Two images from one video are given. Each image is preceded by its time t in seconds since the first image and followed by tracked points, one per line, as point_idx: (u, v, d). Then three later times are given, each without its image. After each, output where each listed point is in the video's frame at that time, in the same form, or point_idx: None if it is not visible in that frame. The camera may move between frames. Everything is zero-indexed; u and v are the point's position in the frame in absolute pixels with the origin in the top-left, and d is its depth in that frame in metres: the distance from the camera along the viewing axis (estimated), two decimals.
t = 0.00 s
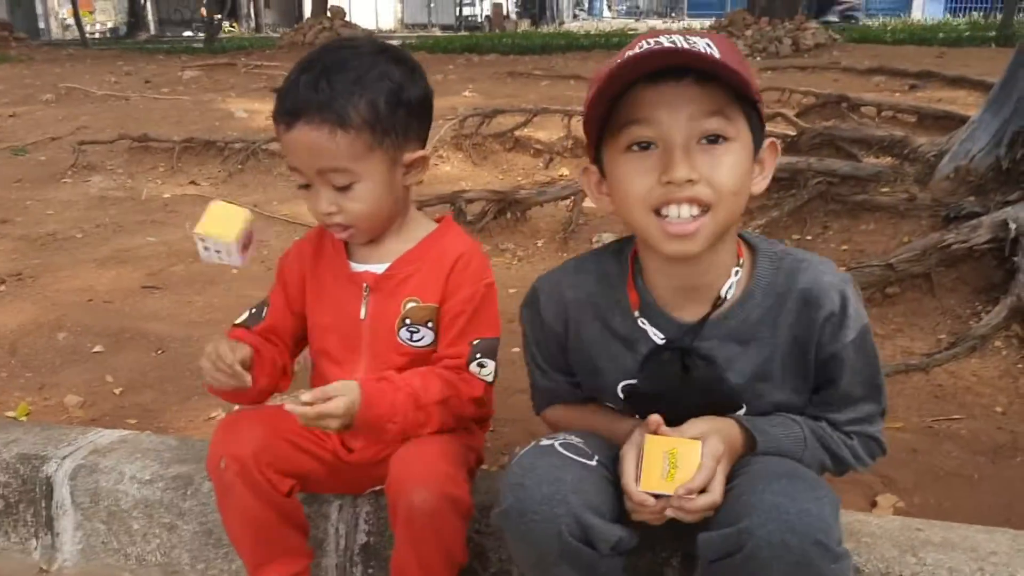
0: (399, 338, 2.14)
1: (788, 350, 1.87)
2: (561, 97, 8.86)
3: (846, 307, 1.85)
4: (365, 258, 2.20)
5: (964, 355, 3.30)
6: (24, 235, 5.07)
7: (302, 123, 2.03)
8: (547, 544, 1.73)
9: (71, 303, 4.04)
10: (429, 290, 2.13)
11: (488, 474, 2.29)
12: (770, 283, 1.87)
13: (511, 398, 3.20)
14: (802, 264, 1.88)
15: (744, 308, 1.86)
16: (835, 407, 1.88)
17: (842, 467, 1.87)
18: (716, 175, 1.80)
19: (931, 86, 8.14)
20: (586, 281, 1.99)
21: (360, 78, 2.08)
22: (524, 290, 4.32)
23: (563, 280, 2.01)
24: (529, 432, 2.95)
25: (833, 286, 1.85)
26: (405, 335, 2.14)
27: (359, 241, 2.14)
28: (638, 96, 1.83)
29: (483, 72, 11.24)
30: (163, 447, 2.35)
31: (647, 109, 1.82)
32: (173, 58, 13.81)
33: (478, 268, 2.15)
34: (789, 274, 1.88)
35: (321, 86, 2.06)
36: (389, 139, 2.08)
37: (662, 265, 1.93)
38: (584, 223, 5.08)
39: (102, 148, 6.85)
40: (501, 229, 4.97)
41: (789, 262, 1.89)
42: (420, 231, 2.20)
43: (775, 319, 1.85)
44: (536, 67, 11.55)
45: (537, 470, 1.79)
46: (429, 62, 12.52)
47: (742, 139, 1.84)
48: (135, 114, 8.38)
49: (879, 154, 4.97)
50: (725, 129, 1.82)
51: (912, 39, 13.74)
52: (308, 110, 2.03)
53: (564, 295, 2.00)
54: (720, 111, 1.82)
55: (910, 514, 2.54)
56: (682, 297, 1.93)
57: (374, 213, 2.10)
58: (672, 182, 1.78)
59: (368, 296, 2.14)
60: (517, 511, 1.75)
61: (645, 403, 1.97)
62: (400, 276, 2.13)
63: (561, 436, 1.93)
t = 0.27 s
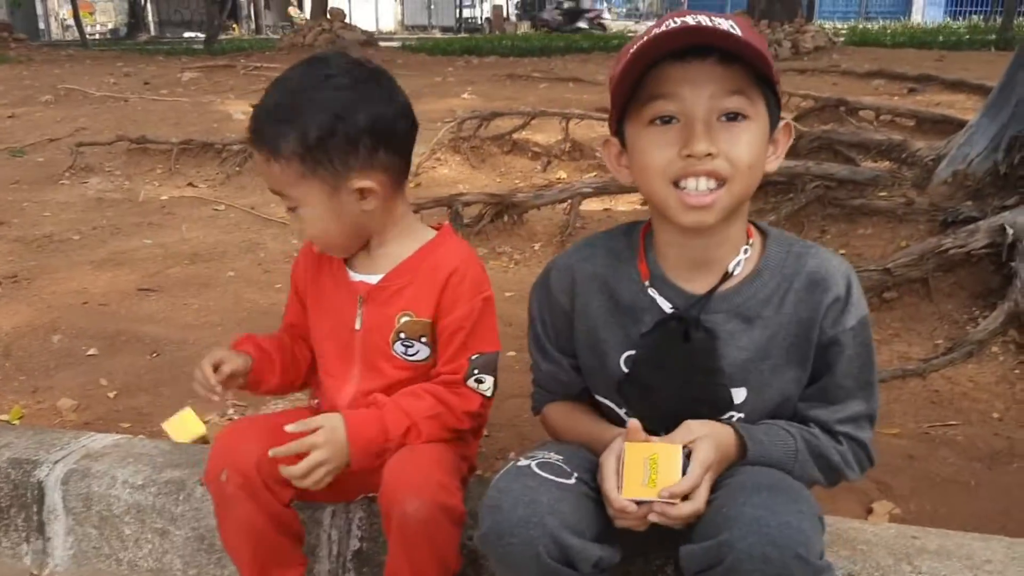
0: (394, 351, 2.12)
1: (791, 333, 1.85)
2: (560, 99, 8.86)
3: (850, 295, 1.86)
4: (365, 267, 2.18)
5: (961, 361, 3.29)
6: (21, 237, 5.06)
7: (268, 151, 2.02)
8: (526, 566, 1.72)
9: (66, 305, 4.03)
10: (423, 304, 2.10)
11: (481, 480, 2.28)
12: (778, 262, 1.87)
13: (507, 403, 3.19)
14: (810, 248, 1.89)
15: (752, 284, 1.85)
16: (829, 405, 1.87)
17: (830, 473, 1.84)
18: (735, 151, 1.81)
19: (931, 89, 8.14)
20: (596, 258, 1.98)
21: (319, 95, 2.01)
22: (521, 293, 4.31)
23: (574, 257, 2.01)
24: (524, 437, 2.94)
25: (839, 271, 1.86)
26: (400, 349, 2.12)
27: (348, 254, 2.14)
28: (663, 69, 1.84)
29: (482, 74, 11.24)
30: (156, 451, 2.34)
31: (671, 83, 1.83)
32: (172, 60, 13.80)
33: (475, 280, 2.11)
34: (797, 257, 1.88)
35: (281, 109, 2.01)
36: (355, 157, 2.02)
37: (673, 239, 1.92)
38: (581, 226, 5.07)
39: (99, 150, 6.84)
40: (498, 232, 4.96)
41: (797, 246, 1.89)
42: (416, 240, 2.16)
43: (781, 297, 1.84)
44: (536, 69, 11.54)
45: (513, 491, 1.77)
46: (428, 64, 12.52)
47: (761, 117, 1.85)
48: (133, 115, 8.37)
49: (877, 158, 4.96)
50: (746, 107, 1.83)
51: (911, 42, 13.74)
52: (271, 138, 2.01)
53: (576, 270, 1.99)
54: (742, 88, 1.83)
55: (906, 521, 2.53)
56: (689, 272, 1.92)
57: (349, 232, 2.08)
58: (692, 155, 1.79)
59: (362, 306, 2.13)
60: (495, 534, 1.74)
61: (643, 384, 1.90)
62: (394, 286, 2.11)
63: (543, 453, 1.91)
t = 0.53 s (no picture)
0: (358, 352, 2.08)
1: (798, 320, 1.82)
2: (561, 102, 8.85)
3: (855, 286, 1.84)
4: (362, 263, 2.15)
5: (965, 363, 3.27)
6: (21, 240, 5.04)
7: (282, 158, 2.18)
8: (524, 570, 1.71)
9: (67, 308, 4.01)
10: (379, 308, 2.03)
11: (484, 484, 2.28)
12: (786, 250, 1.85)
13: (509, 406, 3.18)
14: (817, 240, 1.88)
15: (760, 270, 1.84)
16: (833, 400, 1.84)
17: (834, 472, 1.81)
18: (744, 151, 1.79)
19: (932, 91, 8.13)
20: (607, 249, 1.96)
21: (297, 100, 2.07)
22: (523, 296, 4.29)
23: (586, 248, 1.99)
24: (527, 439, 2.93)
25: (845, 263, 1.85)
26: (361, 351, 2.07)
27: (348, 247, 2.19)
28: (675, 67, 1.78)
29: (482, 77, 11.23)
30: (158, 454, 2.33)
31: (683, 81, 1.78)
32: (173, 63, 13.79)
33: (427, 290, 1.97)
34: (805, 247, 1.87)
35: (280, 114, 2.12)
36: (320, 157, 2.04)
37: (683, 228, 1.91)
38: (583, 229, 5.05)
39: (100, 153, 6.82)
40: (500, 235, 4.94)
41: (804, 237, 1.88)
42: (400, 244, 2.09)
43: (789, 284, 1.82)
44: (536, 72, 11.53)
45: (512, 496, 1.76)
46: (429, 67, 12.51)
47: (772, 116, 1.82)
48: (133, 118, 8.35)
49: (879, 160, 4.95)
50: (757, 109, 1.79)
51: (911, 44, 13.74)
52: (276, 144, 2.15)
53: (584, 262, 1.96)
54: (754, 89, 1.79)
55: (914, 525, 2.51)
56: (699, 255, 1.90)
57: (334, 226, 2.13)
58: (701, 157, 1.78)
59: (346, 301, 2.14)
60: (494, 539, 1.73)
61: (655, 365, 1.83)
62: (366, 288, 2.07)
63: (544, 456, 1.90)
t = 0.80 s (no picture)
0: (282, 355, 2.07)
1: (804, 315, 1.76)
2: (561, 103, 8.85)
3: (861, 285, 1.78)
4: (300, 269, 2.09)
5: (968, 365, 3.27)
6: (22, 242, 5.03)
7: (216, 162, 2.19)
8: (520, 565, 1.69)
9: (68, 310, 4.00)
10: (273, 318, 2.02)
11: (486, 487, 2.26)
12: (791, 248, 1.80)
13: (510, 409, 3.17)
14: (822, 239, 1.83)
15: (764, 263, 1.79)
16: (839, 395, 1.77)
17: (842, 470, 1.74)
18: (737, 190, 1.69)
19: (932, 92, 8.14)
20: (614, 245, 1.92)
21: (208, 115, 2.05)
22: (524, 298, 4.28)
23: (594, 245, 1.95)
24: (529, 442, 2.92)
25: (851, 262, 1.79)
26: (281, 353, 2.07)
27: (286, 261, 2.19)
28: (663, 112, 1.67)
29: (482, 79, 11.24)
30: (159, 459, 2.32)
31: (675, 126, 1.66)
32: (173, 64, 13.80)
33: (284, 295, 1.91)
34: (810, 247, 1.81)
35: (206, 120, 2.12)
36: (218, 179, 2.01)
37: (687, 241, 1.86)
38: (583, 230, 5.04)
39: (100, 154, 6.82)
40: (500, 237, 4.93)
41: (809, 236, 1.82)
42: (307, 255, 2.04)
43: (793, 278, 1.77)
44: (536, 73, 11.54)
45: (508, 487, 1.74)
46: (429, 68, 12.53)
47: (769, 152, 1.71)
48: (134, 120, 8.35)
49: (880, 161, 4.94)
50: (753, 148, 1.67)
51: (911, 45, 13.76)
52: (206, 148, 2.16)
53: (589, 259, 1.93)
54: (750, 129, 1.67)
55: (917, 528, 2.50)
56: (709, 251, 1.84)
57: (245, 243, 2.12)
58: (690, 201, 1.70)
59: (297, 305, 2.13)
60: (489, 530, 1.71)
61: (660, 356, 1.78)
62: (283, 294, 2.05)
63: (542, 452, 1.87)
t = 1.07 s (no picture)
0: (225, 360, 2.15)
1: (807, 329, 1.73)
2: (561, 106, 8.82)
3: (868, 299, 1.75)
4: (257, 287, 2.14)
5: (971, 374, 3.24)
6: (18, 248, 5.00)
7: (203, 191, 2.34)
8: None
9: (64, 318, 3.98)
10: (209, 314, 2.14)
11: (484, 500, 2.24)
12: (795, 260, 1.76)
13: (508, 417, 3.14)
14: (828, 252, 1.79)
15: (769, 275, 1.75)
16: (843, 411, 1.74)
17: (842, 488, 1.71)
18: (730, 205, 1.65)
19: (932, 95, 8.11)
20: (618, 254, 1.89)
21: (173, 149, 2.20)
22: (523, 304, 4.25)
23: (598, 254, 1.92)
24: (527, 453, 2.89)
25: (858, 274, 1.75)
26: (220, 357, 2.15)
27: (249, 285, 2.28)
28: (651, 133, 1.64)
29: (482, 81, 11.21)
30: (153, 471, 2.30)
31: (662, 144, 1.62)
32: (172, 67, 13.76)
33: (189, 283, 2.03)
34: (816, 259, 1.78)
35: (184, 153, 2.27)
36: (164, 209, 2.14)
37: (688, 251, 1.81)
38: (583, 236, 5.02)
39: (98, 159, 6.79)
40: (500, 242, 4.90)
41: (815, 248, 1.79)
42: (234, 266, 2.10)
43: (798, 291, 1.73)
44: (535, 76, 11.51)
45: (502, 507, 1.70)
46: (428, 71, 12.50)
47: (762, 165, 1.66)
48: (132, 124, 8.32)
49: (881, 166, 4.92)
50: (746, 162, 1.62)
51: (913, 46, 13.72)
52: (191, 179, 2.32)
53: (592, 270, 1.90)
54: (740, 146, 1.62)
55: (920, 542, 2.47)
56: (712, 263, 1.81)
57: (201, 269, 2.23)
58: (684, 218, 1.66)
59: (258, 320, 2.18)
60: (484, 550, 1.69)
61: (661, 370, 1.75)
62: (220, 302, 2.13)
63: (538, 468, 1.83)
